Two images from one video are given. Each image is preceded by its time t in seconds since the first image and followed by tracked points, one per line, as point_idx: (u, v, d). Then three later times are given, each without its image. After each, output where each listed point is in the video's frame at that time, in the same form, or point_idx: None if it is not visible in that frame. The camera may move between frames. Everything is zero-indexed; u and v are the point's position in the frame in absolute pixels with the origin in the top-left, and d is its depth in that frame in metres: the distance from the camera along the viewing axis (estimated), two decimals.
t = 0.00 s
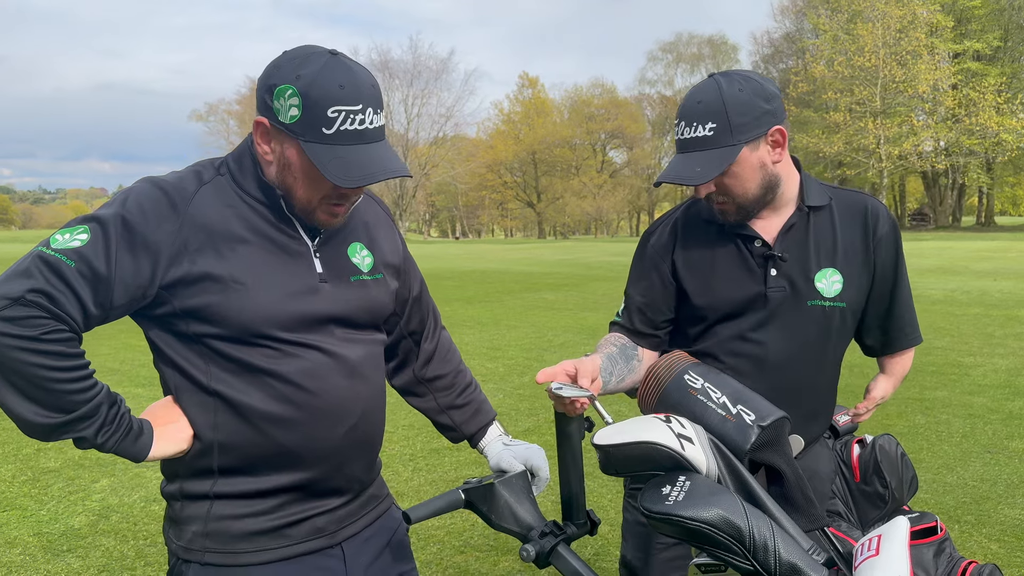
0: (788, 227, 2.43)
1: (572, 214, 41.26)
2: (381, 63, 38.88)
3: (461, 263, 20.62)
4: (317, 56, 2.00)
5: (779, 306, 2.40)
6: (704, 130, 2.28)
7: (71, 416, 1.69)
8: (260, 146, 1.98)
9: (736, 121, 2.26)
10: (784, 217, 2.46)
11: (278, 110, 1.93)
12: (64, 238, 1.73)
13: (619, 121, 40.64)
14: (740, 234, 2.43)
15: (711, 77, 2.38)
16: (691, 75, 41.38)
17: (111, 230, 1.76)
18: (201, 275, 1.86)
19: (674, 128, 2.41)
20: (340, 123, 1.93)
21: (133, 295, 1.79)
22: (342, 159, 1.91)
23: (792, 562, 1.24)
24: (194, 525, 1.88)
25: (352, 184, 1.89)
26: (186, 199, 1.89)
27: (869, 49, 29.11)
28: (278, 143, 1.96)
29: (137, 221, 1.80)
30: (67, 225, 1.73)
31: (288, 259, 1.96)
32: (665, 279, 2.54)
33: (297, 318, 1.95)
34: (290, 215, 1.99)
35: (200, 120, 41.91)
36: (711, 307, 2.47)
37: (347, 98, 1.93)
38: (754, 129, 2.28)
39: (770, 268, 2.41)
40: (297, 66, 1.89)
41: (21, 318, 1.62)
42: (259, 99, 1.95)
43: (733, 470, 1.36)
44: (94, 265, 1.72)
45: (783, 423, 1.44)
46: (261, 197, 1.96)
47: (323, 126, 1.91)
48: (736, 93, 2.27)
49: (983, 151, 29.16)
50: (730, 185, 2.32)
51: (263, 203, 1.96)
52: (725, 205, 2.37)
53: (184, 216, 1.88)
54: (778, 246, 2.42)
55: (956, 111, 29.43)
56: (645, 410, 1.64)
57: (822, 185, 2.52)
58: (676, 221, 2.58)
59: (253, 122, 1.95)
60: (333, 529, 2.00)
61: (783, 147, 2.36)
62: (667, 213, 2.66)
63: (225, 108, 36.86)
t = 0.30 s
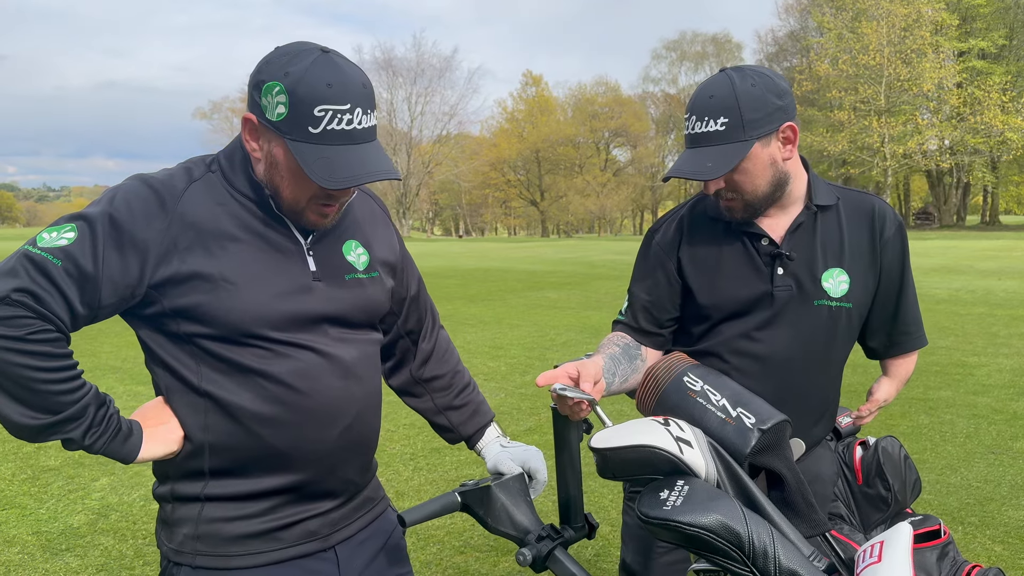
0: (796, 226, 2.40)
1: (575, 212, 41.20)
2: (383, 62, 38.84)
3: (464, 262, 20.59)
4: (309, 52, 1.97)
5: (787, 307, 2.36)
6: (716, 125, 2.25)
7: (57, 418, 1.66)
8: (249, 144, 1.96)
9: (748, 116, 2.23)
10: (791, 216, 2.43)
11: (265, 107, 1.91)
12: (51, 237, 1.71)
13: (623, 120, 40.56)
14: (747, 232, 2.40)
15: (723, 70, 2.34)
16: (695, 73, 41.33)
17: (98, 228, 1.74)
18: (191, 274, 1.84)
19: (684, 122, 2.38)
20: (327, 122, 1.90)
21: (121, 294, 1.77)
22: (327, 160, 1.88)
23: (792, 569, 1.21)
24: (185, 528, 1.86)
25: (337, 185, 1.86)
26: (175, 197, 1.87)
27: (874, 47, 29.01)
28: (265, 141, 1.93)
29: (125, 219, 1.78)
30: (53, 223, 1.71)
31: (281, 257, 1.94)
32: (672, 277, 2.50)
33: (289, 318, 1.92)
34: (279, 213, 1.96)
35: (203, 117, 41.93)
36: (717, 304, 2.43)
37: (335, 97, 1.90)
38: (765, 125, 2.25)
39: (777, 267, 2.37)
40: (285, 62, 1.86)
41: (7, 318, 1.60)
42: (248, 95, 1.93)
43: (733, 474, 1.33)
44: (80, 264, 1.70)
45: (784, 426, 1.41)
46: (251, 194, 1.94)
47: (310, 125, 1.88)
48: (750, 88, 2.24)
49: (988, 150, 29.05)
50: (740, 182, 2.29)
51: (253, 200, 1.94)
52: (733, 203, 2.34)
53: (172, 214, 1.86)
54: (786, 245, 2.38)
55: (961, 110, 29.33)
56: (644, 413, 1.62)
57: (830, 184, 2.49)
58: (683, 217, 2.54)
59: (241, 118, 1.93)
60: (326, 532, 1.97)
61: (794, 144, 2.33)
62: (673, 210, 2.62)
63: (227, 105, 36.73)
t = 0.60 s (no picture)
0: (799, 226, 2.37)
1: (579, 211, 41.19)
2: (387, 61, 38.85)
3: (466, 261, 20.57)
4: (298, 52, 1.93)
5: (788, 307, 2.33)
6: (729, 121, 2.22)
7: (44, 423, 1.65)
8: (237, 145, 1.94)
9: (762, 114, 2.21)
10: (794, 216, 2.41)
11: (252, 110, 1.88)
12: (37, 239, 1.69)
13: (626, 119, 40.53)
14: (749, 232, 2.38)
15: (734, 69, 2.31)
16: (698, 72, 41.29)
17: (84, 231, 1.72)
18: (179, 276, 1.82)
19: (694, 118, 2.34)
20: (314, 126, 1.86)
21: (108, 297, 1.75)
22: (313, 165, 1.85)
23: None
24: (174, 533, 1.85)
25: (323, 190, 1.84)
26: (164, 199, 1.85)
27: (878, 46, 28.93)
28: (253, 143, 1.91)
29: (111, 222, 1.76)
30: (39, 226, 1.69)
31: (272, 259, 1.92)
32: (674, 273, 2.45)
33: (279, 321, 1.90)
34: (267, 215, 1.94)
35: (207, 117, 42.03)
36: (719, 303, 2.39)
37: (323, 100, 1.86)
38: (777, 123, 2.23)
39: (780, 267, 2.35)
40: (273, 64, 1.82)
41: None
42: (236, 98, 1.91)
43: (729, 481, 1.30)
44: (66, 267, 1.68)
45: (781, 433, 1.38)
46: (239, 195, 1.92)
47: (297, 128, 1.85)
48: (764, 85, 2.22)
49: (992, 150, 28.98)
50: (750, 180, 2.26)
51: (241, 200, 1.91)
52: (742, 201, 2.31)
53: (160, 216, 1.84)
54: (789, 245, 2.36)
55: (965, 109, 29.23)
56: (638, 418, 1.58)
57: (832, 188, 2.47)
58: (684, 215, 2.51)
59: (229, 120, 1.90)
60: (317, 538, 1.95)
61: (803, 143, 2.31)
62: (676, 208, 2.59)
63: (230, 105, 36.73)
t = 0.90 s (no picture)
0: (791, 236, 2.41)
1: (582, 211, 41.18)
2: (390, 61, 38.89)
3: (469, 261, 20.59)
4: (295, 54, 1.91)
5: (775, 312, 2.39)
6: (783, 144, 2.16)
7: (36, 425, 1.64)
8: (234, 148, 1.93)
9: (808, 140, 2.20)
10: (786, 224, 2.43)
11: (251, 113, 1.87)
12: (30, 240, 1.69)
13: (629, 119, 40.49)
14: (744, 237, 2.38)
15: (771, 83, 2.22)
16: (702, 72, 41.28)
17: (77, 233, 1.71)
18: (173, 279, 1.82)
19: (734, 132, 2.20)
20: (314, 127, 1.86)
21: (101, 299, 1.75)
22: (314, 167, 1.85)
23: None
24: (169, 536, 1.84)
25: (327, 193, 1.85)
26: (158, 200, 1.85)
27: (882, 46, 28.88)
28: (251, 145, 1.91)
29: (105, 223, 1.76)
30: (32, 227, 1.69)
31: (266, 262, 1.92)
32: (670, 271, 2.43)
33: (273, 323, 1.90)
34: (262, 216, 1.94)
35: (210, 116, 42.13)
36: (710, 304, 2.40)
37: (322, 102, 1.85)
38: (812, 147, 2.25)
39: (773, 273, 2.38)
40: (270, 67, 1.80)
41: None
42: (232, 101, 1.89)
43: (724, 484, 1.29)
44: (59, 268, 1.67)
45: (777, 435, 1.38)
46: (235, 198, 1.91)
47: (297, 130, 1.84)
48: (813, 111, 2.20)
49: (996, 149, 28.90)
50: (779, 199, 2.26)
51: (236, 203, 1.91)
52: (759, 215, 2.28)
53: (154, 218, 1.83)
54: (782, 253, 2.39)
55: (969, 109, 29.15)
56: (633, 419, 1.56)
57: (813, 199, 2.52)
58: (682, 213, 2.48)
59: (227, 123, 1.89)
60: (313, 541, 1.95)
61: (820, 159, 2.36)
62: (672, 201, 2.55)
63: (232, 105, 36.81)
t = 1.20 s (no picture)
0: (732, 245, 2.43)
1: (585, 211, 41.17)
2: (394, 61, 38.94)
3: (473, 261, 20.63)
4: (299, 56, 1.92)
5: (719, 320, 2.43)
6: (749, 172, 2.14)
7: (36, 421, 1.65)
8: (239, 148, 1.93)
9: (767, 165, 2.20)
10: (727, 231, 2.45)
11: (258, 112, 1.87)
12: (30, 238, 1.69)
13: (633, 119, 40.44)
14: (691, 250, 2.36)
15: (733, 107, 2.17)
16: (705, 71, 41.26)
17: (78, 230, 1.72)
18: (172, 277, 1.83)
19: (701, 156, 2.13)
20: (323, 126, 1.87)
21: (101, 296, 1.75)
22: (326, 164, 1.87)
23: None
24: (168, 536, 1.85)
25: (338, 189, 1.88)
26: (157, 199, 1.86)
27: (885, 45, 28.85)
28: (257, 143, 1.90)
29: (105, 222, 1.77)
30: (32, 225, 1.70)
31: (264, 260, 1.93)
32: (624, 288, 2.38)
33: (272, 321, 1.91)
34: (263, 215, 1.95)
35: (214, 117, 42.28)
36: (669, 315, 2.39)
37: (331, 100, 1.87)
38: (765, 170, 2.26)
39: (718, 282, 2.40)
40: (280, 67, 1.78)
41: None
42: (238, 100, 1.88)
43: (722, 482, 1.30)
44: (60, 266, 1.68)
45: (774, 433, 1.38)
46: (235, 197, 1.92)
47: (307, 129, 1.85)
48: (772, 137, 2.19)
49: (1001, 148, 28.80)
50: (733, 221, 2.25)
51: (236, 202, 1.92)
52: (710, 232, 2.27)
53: (153, 216, 1.84)
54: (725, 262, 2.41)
55: (973, 108, 29.09)
56: (632, 417, 1.56)
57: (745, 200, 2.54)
58: (632, 227, 2.41)
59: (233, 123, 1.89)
60: (312, 540, 1.96)
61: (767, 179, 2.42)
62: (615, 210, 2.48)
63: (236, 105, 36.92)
